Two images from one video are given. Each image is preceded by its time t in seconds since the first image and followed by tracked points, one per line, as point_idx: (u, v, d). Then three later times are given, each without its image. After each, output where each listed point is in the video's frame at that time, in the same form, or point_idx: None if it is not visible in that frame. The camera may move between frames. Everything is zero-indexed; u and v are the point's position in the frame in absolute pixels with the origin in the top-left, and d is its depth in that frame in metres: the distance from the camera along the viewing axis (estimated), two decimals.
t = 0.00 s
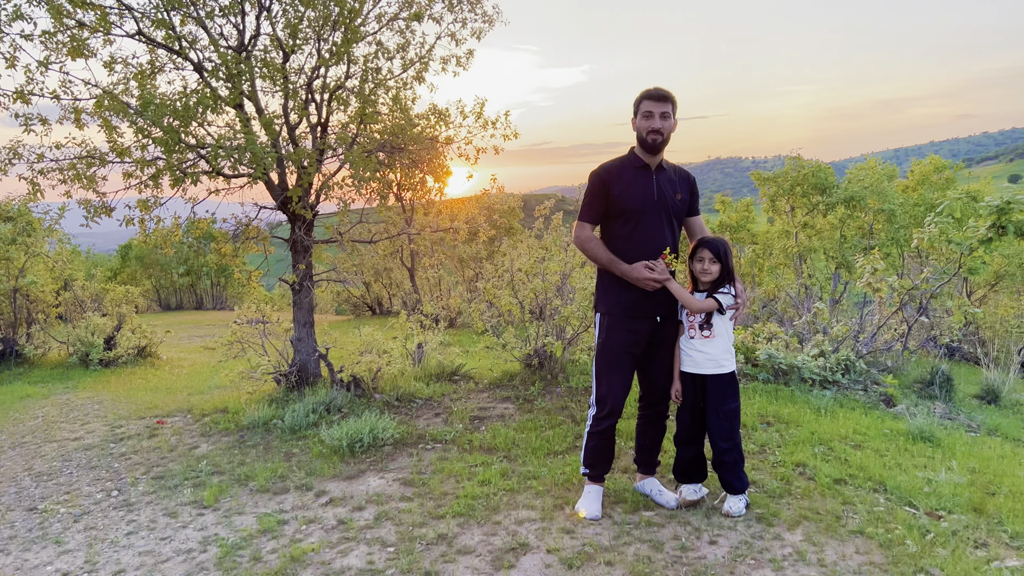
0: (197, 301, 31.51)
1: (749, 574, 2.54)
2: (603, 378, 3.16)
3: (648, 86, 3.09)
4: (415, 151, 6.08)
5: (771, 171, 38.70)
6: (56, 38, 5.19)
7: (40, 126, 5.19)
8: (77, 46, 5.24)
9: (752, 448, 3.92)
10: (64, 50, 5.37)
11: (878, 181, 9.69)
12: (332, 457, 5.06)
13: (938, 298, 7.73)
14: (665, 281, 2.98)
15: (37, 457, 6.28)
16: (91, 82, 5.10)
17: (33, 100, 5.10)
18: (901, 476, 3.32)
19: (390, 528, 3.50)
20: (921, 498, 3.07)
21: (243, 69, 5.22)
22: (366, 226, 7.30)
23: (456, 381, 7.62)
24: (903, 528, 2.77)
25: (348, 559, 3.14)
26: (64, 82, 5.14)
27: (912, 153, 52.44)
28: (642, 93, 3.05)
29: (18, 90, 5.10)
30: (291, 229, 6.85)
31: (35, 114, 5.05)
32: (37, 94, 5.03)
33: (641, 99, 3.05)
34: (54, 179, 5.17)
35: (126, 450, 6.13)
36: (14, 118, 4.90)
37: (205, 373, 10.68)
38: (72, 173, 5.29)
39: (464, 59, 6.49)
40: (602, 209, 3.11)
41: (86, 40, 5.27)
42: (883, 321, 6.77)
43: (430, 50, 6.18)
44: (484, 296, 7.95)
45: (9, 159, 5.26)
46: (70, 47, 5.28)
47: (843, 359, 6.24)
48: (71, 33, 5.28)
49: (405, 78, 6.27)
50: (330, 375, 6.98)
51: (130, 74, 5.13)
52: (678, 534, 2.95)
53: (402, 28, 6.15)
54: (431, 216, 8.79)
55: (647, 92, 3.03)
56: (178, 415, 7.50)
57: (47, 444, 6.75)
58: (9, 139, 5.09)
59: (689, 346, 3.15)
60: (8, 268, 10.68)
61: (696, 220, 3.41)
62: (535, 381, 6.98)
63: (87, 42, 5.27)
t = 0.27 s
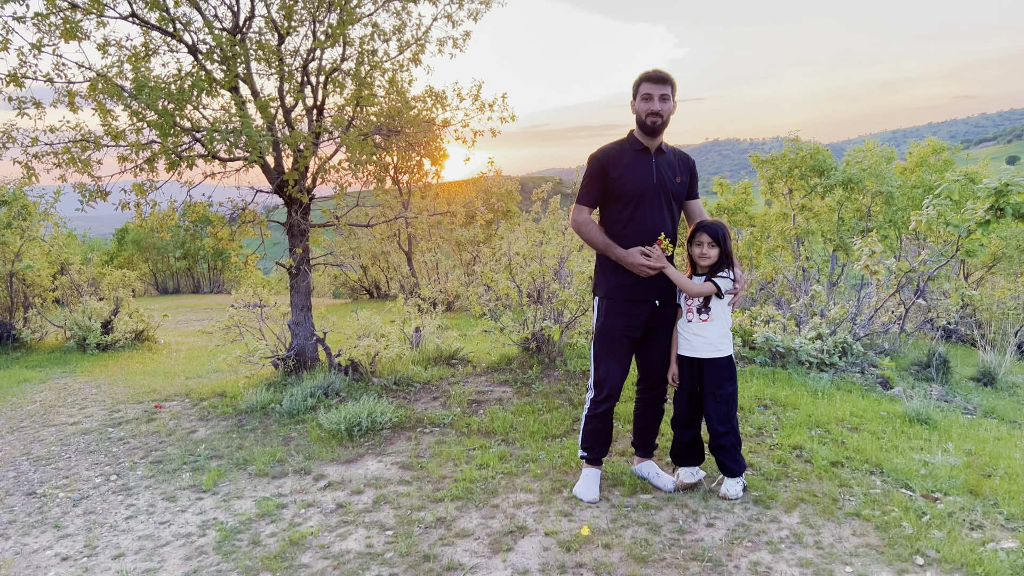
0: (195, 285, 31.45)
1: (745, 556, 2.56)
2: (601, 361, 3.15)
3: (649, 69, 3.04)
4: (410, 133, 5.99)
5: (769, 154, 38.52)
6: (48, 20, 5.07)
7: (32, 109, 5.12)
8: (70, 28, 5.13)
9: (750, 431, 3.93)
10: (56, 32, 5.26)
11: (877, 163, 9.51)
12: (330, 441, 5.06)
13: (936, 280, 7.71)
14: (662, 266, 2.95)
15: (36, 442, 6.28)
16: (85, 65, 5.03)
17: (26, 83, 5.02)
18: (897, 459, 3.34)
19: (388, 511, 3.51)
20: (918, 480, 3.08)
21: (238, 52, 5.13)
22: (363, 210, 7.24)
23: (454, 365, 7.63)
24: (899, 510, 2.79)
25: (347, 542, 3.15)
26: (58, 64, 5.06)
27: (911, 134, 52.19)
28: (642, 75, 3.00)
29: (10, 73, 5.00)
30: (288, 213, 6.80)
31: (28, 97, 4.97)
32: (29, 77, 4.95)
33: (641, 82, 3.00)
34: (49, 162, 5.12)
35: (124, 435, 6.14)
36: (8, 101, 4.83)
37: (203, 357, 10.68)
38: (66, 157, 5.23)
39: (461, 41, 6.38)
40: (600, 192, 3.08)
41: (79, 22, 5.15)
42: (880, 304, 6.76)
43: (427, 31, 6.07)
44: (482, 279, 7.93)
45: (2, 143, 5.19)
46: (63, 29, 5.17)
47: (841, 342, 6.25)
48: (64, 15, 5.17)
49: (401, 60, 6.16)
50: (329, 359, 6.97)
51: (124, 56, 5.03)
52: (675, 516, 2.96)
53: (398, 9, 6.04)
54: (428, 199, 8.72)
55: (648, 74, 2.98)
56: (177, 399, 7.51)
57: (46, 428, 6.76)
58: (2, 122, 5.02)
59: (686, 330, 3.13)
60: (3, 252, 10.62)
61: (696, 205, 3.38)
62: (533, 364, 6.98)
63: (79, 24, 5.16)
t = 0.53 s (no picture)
0: (192, 271, 31.36)
1: (742, 542, 2.57)
2: (599, 347, 3.14)
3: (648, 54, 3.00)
4: (407, 119, 5.92)
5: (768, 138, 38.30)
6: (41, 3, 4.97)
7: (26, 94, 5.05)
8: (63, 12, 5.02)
9: (747, 417, 3.94)
10: (48, 16, 5.16)
11: (876, 148, 9.48)
12: (328, 427, 5.07)
13: (935, 265, 7.71)
14: (660, 253, 2.93)
15: (34, 428, 6.28)
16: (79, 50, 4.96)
17: (19, 68, 4.94)
18: (894, 444, 3.35)
19: (387, 498, 3.52)
20: (915, 465, 3.10)
21: (233, 36, 5.05)
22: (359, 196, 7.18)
23: (452, 351, 7.63)
24: (896, 495, 2.80)
25: (345, 529, 3.16)
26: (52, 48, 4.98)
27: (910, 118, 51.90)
28: (641, 60, 2.96)
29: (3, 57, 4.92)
30: (284, 199, 6.75)
31: (21, 82, 4.90)
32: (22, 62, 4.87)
33: (640, 67, 2.96)
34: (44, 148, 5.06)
35: (123, 421, 6.14)
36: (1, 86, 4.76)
37: (201, 343, 10.67)
38: (61, 143, 5.17)
39: (458, 25, 6.28)
40: (599, 177, 3.04)
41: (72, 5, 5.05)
42: (878, 289, 6.76)
43: (424, 15, 5.97)
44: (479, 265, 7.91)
45: None
46: (55, 13, 5.07)
47: (838, 327, 6.27)
48: None
49: (398, 44, 6.07)
50: (326, 346, 6.96)
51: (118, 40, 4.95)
52: (672, 502, 2.98)
53: None
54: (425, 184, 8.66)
55: (647, 59, 2.94)
56: (174, 385, 7.50)
57: (44, 415, 6.75)
58: None
59: (683, 317, 3.12)
60: None
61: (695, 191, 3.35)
62: (530, 350, 6.98)
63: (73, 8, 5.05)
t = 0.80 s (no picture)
0: (189, 259, 31.28)
1: (740, 530, 2.58)
2: (597, 336, 3.13)
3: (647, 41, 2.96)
4: (403, 106, 5.85)
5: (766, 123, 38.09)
6: None
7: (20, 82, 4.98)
8: None
9: (745, 405, 3.95)
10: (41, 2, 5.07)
11: (873, 135, 9.27)
12: (326, 416, 5.07)
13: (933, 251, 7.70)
14: (659, 241, 2.90)
15: (33, 417, 6.28)
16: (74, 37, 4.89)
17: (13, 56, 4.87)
18: (892, 431, 3.36)
19: (385, 486, 3.53)
20: (911, 453, 3.11)
21: (229, 23, 4.97)
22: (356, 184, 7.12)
23: (450, 339, 7.63)
24: (893, 483, 2.81)
25: (344, 518, 3.17)
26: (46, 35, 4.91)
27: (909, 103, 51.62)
28: (640, 47, 2.92)
29: None
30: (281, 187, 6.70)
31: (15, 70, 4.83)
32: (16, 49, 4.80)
33: (639, 54, 2.92)
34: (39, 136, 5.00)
35: (121, 410, 6.13)
36: None
37: (199, 331, 10.66)
38: (56, 131, 5.12)
39: (456, 10, 6.19)
40: (597, 165, 3.01)
41: None
42: (877, 276, 6.75)
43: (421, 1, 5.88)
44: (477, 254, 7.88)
45: None
46: None
47: (836, 315, 6.28)
48: None
49: (394, 31, 5.98)
50: (324, 335, 6.95)
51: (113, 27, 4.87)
52: (670, 490, 2.98)
53: None
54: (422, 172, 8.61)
55: (646, 46, 2.90)
56: (172, 374, 7.50)
57: (42, 403, 6.75)
58: None
59: (681, 305, 3.11)
60: None
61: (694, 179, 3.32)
62: (528, 338, 6.97)
63: None
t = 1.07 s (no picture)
0: (187, 247, 31.17)
1: (737, 519, 2.59)
2: (595, 326, 3.12)
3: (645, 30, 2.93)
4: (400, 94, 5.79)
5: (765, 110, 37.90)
6: None
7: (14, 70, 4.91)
8: None
9: (742, 393, 3.96)
10: None
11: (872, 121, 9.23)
12: (324, 405, 5.07)
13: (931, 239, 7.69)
14: (658, 230, 2.88)
15: (31, 406, 6.27)
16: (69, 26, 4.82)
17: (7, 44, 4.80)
18: (889, 420, 3.37)
19: (383, 476, 3.54)
20: (908, 441, 3.12)
21: (224, 11, 4.90)
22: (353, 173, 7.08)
23: (448, 328, 7.63)
24: (890, 471, 2.82)
25: (342, 508, 3.18)
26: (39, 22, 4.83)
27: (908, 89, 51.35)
28: (638, 36, 2.88)
29: None
30: (278, 175, 6.66)
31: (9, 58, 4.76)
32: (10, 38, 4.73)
33: (638, 43, 2.89)
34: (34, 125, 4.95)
35: (119, 399, 6.13)
36: None
37: (197, 320, 10.64)
38: (51, 120, 5.06)
39: None
40: (596, 155, 2.98)
41: None
42: (874, 263, 6.75)
43: None
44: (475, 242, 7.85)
45: None
46: None
47: (834, 303, 6.28)
48: None
49: (391, 18, 5.90)
50: (322, 324, 6.94)
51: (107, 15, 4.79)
52: (667, 479, 2.99)
53: None
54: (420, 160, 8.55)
55: (644, 34, 2.87)
56: (170, 363, 7.49)
57: (40, 393, 6.75)
58: None
59: (679, 294, 3.10)
60: None
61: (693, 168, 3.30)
62: (526, 327, 6.97)
63: None
